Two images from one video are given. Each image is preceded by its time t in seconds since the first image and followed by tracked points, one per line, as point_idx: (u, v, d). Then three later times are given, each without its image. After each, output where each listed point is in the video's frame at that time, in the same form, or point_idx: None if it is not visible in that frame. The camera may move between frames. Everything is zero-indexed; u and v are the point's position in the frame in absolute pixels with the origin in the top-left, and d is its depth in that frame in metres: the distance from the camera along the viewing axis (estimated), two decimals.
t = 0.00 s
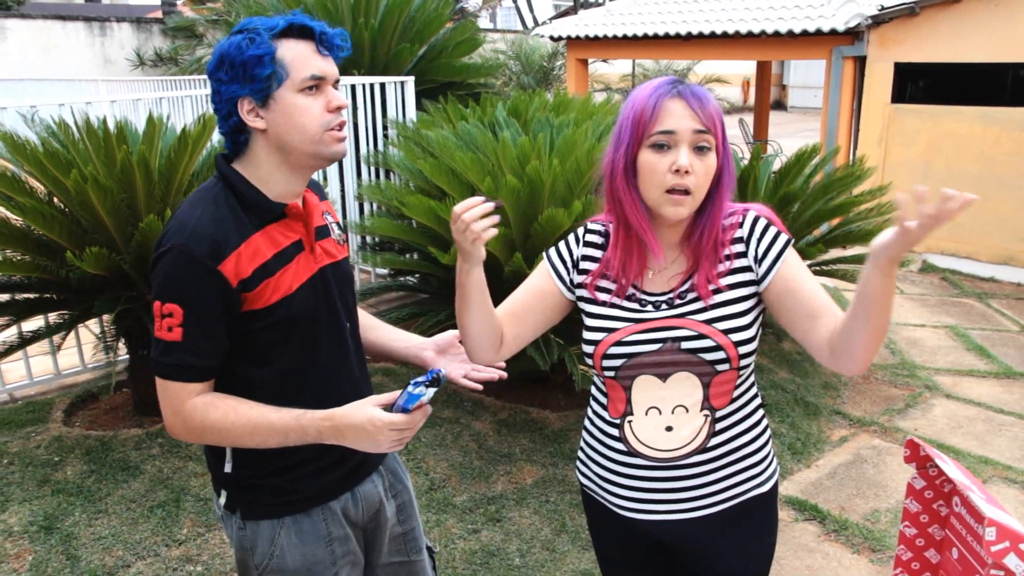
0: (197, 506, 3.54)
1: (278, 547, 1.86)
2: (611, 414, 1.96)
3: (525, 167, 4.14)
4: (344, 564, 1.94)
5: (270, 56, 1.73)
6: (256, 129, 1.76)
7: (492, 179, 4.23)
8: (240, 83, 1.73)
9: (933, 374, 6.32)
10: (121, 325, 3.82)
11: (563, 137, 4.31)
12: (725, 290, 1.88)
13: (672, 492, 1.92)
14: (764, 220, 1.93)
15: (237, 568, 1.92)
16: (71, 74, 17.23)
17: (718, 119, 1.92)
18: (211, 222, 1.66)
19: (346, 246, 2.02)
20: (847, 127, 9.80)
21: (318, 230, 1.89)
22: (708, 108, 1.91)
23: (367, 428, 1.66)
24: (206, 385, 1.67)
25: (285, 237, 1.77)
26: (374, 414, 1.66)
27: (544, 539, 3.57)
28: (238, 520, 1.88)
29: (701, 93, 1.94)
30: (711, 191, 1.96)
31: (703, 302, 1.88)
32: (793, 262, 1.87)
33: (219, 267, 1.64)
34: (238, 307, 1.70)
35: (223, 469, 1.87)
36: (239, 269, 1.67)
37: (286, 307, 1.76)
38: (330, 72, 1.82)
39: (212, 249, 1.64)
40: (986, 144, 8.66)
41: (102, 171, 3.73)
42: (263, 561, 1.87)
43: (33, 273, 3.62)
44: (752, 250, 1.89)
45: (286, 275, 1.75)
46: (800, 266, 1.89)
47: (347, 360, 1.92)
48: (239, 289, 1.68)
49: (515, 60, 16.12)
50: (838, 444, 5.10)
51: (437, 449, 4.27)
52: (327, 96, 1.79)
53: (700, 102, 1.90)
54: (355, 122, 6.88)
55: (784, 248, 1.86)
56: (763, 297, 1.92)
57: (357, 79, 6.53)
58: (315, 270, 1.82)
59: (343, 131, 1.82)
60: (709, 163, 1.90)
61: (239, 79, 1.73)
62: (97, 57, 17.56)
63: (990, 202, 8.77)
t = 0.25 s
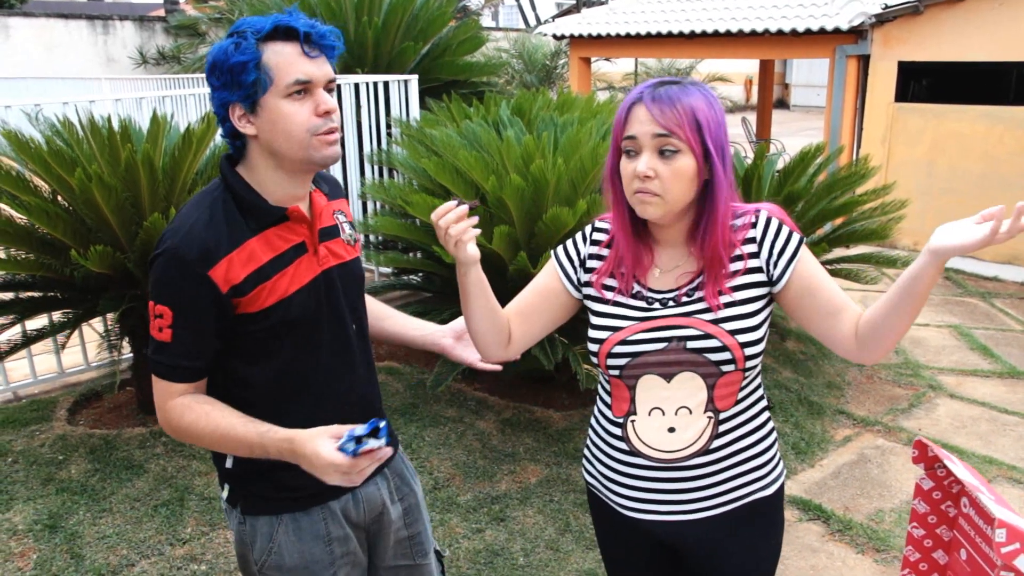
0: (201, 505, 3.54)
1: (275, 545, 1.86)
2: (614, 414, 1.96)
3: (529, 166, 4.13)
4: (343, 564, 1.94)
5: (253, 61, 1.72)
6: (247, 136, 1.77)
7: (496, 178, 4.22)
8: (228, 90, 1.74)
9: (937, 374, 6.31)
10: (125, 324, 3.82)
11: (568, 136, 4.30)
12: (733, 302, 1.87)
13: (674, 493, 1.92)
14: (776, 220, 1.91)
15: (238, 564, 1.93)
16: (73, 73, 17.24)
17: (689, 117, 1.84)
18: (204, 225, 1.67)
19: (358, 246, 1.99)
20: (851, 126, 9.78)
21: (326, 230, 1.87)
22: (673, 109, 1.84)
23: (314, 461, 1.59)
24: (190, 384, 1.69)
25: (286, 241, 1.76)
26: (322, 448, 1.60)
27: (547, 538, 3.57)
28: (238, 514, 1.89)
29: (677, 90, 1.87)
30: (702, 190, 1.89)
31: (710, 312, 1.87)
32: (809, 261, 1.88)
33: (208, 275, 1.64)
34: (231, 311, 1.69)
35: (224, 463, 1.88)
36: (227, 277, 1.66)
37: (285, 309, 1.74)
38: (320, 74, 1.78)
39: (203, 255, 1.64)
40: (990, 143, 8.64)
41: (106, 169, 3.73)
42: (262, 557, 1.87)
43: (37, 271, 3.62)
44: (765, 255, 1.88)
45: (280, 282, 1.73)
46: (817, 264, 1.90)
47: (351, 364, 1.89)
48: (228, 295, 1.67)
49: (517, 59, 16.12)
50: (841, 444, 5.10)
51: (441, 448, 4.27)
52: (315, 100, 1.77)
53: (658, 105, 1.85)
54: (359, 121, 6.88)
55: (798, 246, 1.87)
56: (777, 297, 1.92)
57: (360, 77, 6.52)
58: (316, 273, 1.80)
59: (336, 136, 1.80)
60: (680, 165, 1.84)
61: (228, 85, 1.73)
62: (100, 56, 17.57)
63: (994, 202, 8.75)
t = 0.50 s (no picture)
0: (206, 505, 3.53)
1: (279, 545, 1.85)
2: (624, 415, 1.94)
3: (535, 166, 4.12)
4: (347, 565, 1.92)
5: (262, 61, 1.70)
6: (255, 136, 1.75)
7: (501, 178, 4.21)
8: (237, 89, 1.72)
9: (942, 374, 6.29)
10: (130, 324, 3.81)
11: (573, 135, 4.29)
12: (738, 309, 1.85)
13: (684, 495, 1.90)
14: (791, 223, 1.90)
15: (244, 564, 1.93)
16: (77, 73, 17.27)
17: (681, 118, 1.82)
18: (208, 225, 1.66)
19: (368, 247, 1.97)
20: (855, 126, 9.76)
21: (332, 232, 1.85)
22: (664, 111, 1.83)
23: (304, 475, 1.58)
24: (186, 384, 1.68)
25: (288, 245, 1.74)
26: (314, 465, 1.57)
27: (553, 539, 3.56)
28: (243, 512, 1.89)
29: (673, 92, 1.85)
30: (703, 190, 1.86)
31: (706, 311, 1.86)
32: (821, 264, 1.88)
33: (206, 275, 1.63)
34: (228, 312, 1.68)
35: (230, 463, 1.88)
36: (224, 278, 1.64)
37: (284, 312, 1.73)
38: (330, 77, 1.77)
39: (202, 256, 1.63)
40: (995, 143, 8.62)
41: (111, 169, 3.72)
42: (266, 557, 1.87)
43: (42, 271, 3.61)
44: (778, 258, 1.87)
45: (280, 284, 1.72)
46: (829, 267, 1.89)
47: (355, 364, 1.86)
48: (225, 297, 1.66)
49: (521, 59, 16.11)
50: (847, 445, 5.08)
51: (446, 448, 4.26)
52: (325, 103, 1.76)
53: (650, 108, 1.84)
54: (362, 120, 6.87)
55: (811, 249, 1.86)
56: (789, 300, 1.91)
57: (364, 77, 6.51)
58: (320, 274, 1.79)
59: (346, 139, 1.79)
60: (674, 167, 1.83)
61: (237, 84, 1.72)
62: (103, 55, 17.59)
63: (999, 202, 8.73)
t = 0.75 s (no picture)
0: (210, 505, 3.52)
1: (282, 545, 1.85)
2: (633, 417, 1.93)
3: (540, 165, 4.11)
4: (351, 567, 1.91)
5: (281, 56, 1.70)
6: (268, 130, 1.74)
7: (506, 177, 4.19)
8: (253, 81, 1.71)
9: (946, 375, 6.28)
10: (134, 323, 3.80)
11: (578, 135, 4.28)
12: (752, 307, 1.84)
13: (692, 497, 1.90)
14: (801, 223, 1.89)
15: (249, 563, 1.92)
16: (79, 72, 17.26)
17: (698, 118, 1.80)
18: (210, 223, 1.66)
19: (378, 247, 1.95)
20: (858, 126, 9.74)
21: (340, 231, 1.83)
22: (681, 111, 1.81)
23: (323, 456, 1.57)
24: (200, 383, 1.69)
25: (295, 244, 1.73)
26: (332, 446, 1.57)
27: (557, 540, 3.55)
28: (249, 512, 1.88)
29: (686, 92, 1.83)
30: (719, 190, 1.86)
31: (723, 315, 1.84)
32: (831, 265, 1.87)
33: (208, 272, 1.62)
34: (232, 310, 1.68)
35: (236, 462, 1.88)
36: (228, 275, 1.64)
37: (288, 311, 1.71)
38: (347, 75, 1.77)
39: (203, 253, 1.62)
40: (999, 143, 8.60)
41: (115, 168, 3.72)
42: (269, 556, 1.87)
43: (46, 270, 3.60)
44: (787, 260, 1.86)
45: (284, 281, 1.71)
46: (838, 268, 1.89)
47: (363, 363, 1.84)
48: (228, 294, 1.65)
49: (524, 58, 16.10)
50: (851, 445, 5.07)
51: (450, 448, 4.25)
52: (341, 100, 1.75)
53: (666, 110, 1.82)
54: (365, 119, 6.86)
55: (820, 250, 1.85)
56: (799, 302, 1.90)
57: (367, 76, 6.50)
58: (324, 274, 1.77)
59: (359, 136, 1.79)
60: (692, 167, 1.81)
61: (253, 76, 1.71)
62: (106, 54, 17.58)
63: (1003, 202, 8.71)
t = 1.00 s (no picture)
0: (224, 505, 3.54)
1: (313, 548, 1.85)
2: (653, 419, 1.94)
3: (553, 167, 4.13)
4: (380, 568, 1.93)
5: (338, 62, 1.72)
6: (316, 134, 1.75)
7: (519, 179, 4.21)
8: (305, 84, 1.73)
9: (957, 377, 6.27)
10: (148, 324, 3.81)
11: (591, 137, 4.29)
12: (773, 307, 1.86)
13: (713, 498, 1.90)
14: (809, 215, 1.90)
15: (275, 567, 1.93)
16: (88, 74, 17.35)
17: (746, 126, 1.86)
18: (248, 222, 1.67)
19: (401, 255, 1.99)
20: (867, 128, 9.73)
21: (369, 236, 1.85)
22: (730, 117, 1.85)
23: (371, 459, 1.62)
24: (229, 380, 1.68)
25: (326, 247, 1.75)
26: (384, 447, 1.62)
27: (570, 540, 3.56)
28: (277, 516, 1.89)
29: (726, 98, 1.87)
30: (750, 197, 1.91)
31: (748, 320, 1.85)
32: (847, 251, 1.87)
33: (251, 270, 1.64)
34: (268, 308, 1.69)
35: (264, 466, 1.87)
36: (269, 274, 1.66)
37: (321, 313, 1.73)
38: (398, 88, 1.79)
39: (244, 249, 1.63)
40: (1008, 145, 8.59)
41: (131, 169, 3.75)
42: (299, 561, 1.87)
43: (63, 271, 3.62)
44: (800, 254, 1.88)
45: (318, 284, 1.73)
46: (856, 254, 1.89)
47: (385, 363, 1.87)
48: (267, 292, 1.66)
49: (531, 60, 16.12)
50: (862, 447, 5.06)
51: (462, 449, 4.26)
52: (391, 112, 1.77)
53: (719, 114, 1.84)
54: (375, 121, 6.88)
55: (830, 240, 1.85)
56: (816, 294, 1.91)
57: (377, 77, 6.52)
58: (354, 278, 1.79)
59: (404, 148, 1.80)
60: (737, 173, 1.86)
61: (306, 79, 1.73)
62: (114, 56, 17.65)
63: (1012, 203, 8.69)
